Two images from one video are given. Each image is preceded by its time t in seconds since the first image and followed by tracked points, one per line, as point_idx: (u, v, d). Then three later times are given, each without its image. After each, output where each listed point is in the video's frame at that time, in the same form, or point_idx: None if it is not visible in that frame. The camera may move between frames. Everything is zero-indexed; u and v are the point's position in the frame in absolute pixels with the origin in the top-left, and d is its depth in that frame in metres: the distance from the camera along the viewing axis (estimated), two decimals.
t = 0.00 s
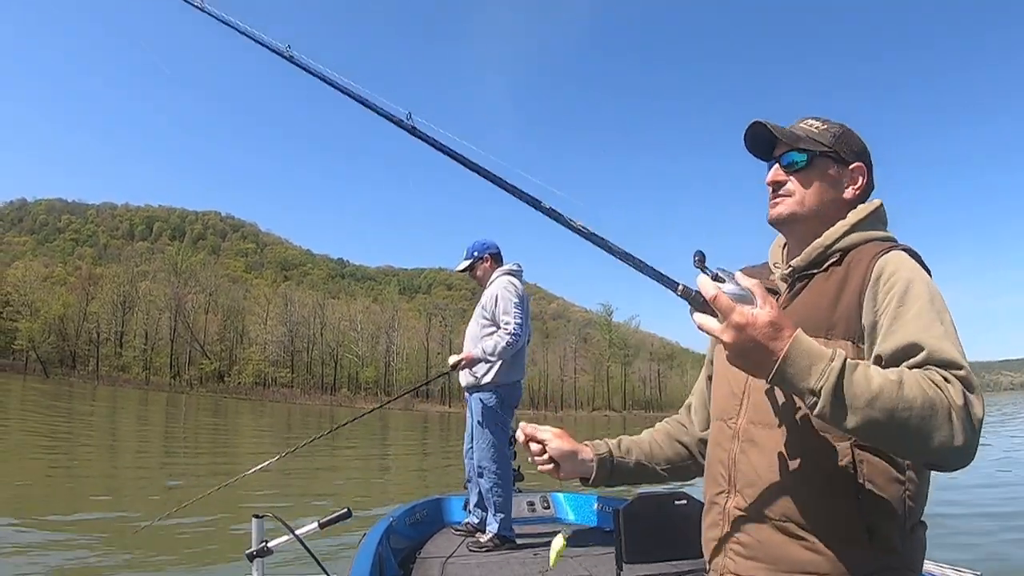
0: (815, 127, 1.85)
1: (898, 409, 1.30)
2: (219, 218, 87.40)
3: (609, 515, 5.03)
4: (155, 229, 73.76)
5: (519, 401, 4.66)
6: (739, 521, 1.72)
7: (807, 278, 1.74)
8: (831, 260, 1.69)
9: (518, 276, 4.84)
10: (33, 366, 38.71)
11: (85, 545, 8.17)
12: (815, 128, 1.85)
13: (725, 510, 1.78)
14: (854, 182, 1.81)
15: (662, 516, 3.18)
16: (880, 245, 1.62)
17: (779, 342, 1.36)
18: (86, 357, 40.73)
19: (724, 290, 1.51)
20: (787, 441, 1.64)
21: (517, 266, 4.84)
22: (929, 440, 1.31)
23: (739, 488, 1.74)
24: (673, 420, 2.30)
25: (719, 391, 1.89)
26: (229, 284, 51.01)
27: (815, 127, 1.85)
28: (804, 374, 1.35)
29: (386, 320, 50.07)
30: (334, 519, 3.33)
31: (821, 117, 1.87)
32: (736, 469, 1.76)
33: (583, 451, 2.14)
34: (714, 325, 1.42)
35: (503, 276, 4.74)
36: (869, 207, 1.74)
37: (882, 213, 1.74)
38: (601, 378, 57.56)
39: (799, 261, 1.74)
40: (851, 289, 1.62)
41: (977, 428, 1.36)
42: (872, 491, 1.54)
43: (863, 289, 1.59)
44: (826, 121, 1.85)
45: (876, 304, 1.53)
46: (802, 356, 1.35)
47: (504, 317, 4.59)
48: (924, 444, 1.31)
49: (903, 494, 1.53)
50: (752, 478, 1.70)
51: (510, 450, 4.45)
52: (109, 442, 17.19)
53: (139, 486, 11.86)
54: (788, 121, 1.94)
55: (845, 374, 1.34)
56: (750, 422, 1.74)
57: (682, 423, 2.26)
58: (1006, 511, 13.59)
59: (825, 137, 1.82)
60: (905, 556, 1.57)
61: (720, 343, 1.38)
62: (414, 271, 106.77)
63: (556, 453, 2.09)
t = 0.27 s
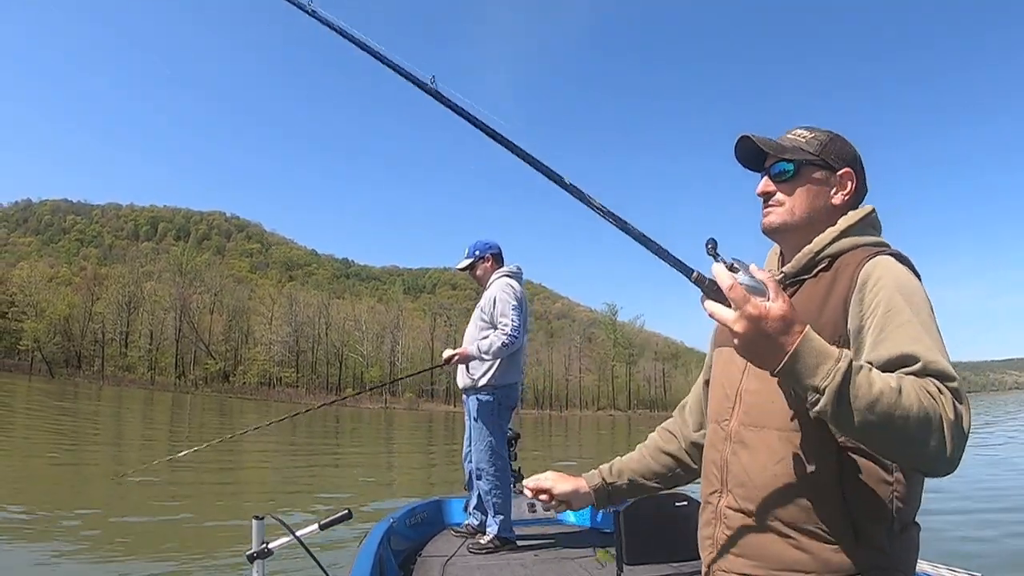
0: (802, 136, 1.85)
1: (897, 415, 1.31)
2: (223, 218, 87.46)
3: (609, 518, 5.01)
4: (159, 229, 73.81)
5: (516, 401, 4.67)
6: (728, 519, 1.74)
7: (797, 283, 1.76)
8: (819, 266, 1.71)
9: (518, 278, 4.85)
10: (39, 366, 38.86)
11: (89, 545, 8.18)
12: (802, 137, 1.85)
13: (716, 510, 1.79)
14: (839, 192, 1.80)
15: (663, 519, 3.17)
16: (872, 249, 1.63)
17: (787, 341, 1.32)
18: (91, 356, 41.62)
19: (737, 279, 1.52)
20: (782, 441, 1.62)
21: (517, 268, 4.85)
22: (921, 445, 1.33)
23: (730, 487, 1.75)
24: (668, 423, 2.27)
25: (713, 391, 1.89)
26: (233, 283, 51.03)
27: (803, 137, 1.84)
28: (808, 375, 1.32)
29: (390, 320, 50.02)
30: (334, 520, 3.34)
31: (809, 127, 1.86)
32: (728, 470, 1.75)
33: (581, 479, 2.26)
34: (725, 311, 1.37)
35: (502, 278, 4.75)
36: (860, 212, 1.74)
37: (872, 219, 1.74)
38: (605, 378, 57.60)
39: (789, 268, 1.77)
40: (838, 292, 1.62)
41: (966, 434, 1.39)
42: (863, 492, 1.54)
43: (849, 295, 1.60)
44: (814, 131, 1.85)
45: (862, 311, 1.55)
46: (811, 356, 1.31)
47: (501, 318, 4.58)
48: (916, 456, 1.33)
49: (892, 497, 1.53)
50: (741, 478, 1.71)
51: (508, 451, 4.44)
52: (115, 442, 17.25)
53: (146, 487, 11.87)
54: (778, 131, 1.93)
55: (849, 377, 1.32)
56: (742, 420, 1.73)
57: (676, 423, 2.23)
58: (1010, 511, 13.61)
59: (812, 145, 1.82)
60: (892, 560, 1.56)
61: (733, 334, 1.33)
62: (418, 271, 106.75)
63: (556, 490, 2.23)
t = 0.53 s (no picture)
0: (797, 142, 1.84)
1: (871, 425, 1.34)
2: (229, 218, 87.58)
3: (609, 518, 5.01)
4: (165, 229, 73.97)
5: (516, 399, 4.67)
6: (722, 516, 1.74)
7: (793, 287, 1.76)
8: (813, 269, 1.71)
9: (521, 279, 4.84)
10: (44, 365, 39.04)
11: (96, 544, 8.20)
12: (797, 143, 1.84)
13: (711, 506, 1.80)
14: (837, 200, 1.81)
15: (663, 519, 3.18)
16: (860, 254, 1.64)
17: (763, 350, 1.37)
18: (96, 356, 42.33)
19: (712, 293, 1.61)
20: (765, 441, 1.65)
21: (521, 269, 4.84)
22: (897, 450, 1.35)
23: (723, 484, 1.75)
24: (671, 423, 2.26)
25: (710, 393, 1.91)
26: (239, 283, 51.07)
27: (796, 144, 1.83)
28: (785, 384, 1.37)
29: (395, 319, 49.99)
30: (334, 520, 3.34)
31: (804, 131, 1.85)
32: (723, 468, 1.76)
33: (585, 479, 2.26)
34: (703, 327, 1.42)
35: (504, 278, 4.74)
36: (854, 216, 1.74)
37: (868, 221, 1.74)
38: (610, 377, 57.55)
39: (785, 271, 1.77)
40: (828, 296, 1.64)
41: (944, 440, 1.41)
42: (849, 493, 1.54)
43: (840, 297, 1.61)
44: (809, 135, 1.84)
45: (850, 315, 1.56)
46: (787, 365, 1.36)
47: (494, 317, 4.57)
48: (890, 461, 1.36)
49: (881, 495, 1.51)
50: (734, 476, 1.71)
51: (507, 450, 4.46)
52: (121, 441, 17.29)
53: (155, 486, 11.91)
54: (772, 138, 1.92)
55: (823, 383, 1.37)
56: (738, 422, 1.74)
57: (678, 425, 2.22)
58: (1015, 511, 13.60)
59: (808, 149, 1.81)
60: (885, 558, 1.55)
61: (710, 345, 1.39)
62: (423, 270, 106.76)
63: (560, 490, 2.21)
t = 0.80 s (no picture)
0: (796, 147, 1.84)
1: (880, 424, 1.34)
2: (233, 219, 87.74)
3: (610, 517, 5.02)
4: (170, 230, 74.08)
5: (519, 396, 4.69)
6: (720, 516, 1.73)
7: (788, 289, 1.75)
8: (807, 272, 1.71)
9: (521, 279, 4.80)
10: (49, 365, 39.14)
11: (98, 544, 8.19)
12: (797, 148, 1.84)
13: (708, 505, 1.79)
14: (835, 206, 1.82)
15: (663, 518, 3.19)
16: (854, 255, 1.64)
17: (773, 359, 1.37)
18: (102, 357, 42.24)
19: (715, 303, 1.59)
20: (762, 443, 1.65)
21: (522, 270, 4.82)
22: (900, 450, 1.36)
23: (721, 484, 1.75)
24: (675, 430, 2.26)
25: (708, 394, 1.91)
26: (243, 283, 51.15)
27: (798, 148, 1.83)
28: (792, 391, 1.37)
29: (399, 318, 49.98)
30: (335, 519, 3.33)
31: (801, 136, 1.86)
32: (720, 469, 1.75)
33: (595, 490, 2.26)
34: (707, 337, 1.42)
35: (503, 278, 4.71)
36: (850, 219, 1.74)
37: (862, 223, 1.75)
38: (614, 376, 57.53)
39: (779, 274, 1.77)
40: (823, 299, 1.64)
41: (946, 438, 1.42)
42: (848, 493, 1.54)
43: (835, 298, 1.61)
44: (809, 140, 1.84)
45: (847, 316, 1.56)
46: (794, 370, 1.36)
47: (477, 314, 4.55)
48: (897, 458, 1.36)
49: (880, 492, 1.51)
50: (732, 476, 1.71)
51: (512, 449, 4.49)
52: (125, 441, 17.32)
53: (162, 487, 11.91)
54: (770, 144, 1.93)
55: (831, 385, 1.37)
56: (735, 425, 1.73)
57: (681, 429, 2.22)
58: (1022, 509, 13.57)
59: (807, 155, 1.82)
60: (884, 556, 1.55)
61: (717, 358, 1.38)
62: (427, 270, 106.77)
63: (572, 501, 2.23)
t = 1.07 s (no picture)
0: (795, 149, 1.84)
1: (876, 424, 1.34)
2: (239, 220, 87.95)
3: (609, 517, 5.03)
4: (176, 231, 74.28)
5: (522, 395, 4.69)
6: (719, 518, 1.73)
7: (786, 291, 1.75)
8: (806, 273, 1.71)
9: (518, 278, 4.80)
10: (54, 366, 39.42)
11: (102, 543, 8.22)
12: (796, 150, 1.83)
13: (708, 508, 1.79)
14: (835, 208, 1.82)
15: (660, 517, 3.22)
16: (851, 257, 1.64)
17: (770, 356, 1.38)
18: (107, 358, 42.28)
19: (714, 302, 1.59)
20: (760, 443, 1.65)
21: (519, 268, 4.80)
22: (898, 444, 1.36)
23: (719, 486, 1.75)
24: (671, 431, 2.26)
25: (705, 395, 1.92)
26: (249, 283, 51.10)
27: (795, 151, 1.83)
28: (793, 388, 1.37)
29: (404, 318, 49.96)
30: (333, 518, 3.33)
31: (799, 137, 1.86)
32: (718, 471, 1.75)
33: (590, 494, 2.27)
34: (708, 338, 1.43)
35: (498, 277, 4.71)
36: (848, 220, 1.74)
37: (860, 225, 1.74)
38: (619, 377, 57.47)
39: (776, 276, 1.77)
40: (821, 301, 1.63)
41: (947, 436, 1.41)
42: (844, 493, 1.54)
43: (832, 299, 1.61)
44: (808, 142, 1.83)
45: (845, 319, 1.56)
46: (793, 368, 1.37)
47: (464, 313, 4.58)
48: (898, 456, 1.36)
49: (878, 491, 1.51)
50: (731, 479, 1.71)
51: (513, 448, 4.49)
52: (130, 442, 17.37)
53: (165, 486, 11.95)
54: (769, 145, 1.92)
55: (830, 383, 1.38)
56: (735, 425, 1.73)
57: (678, 428, 2.22)
58: None
59: (806, 157, 1.81)
60: (883, 555, 1.55)
61: (716, 353, 1.39)
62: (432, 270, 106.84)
63: (568, 508, 2.24)
